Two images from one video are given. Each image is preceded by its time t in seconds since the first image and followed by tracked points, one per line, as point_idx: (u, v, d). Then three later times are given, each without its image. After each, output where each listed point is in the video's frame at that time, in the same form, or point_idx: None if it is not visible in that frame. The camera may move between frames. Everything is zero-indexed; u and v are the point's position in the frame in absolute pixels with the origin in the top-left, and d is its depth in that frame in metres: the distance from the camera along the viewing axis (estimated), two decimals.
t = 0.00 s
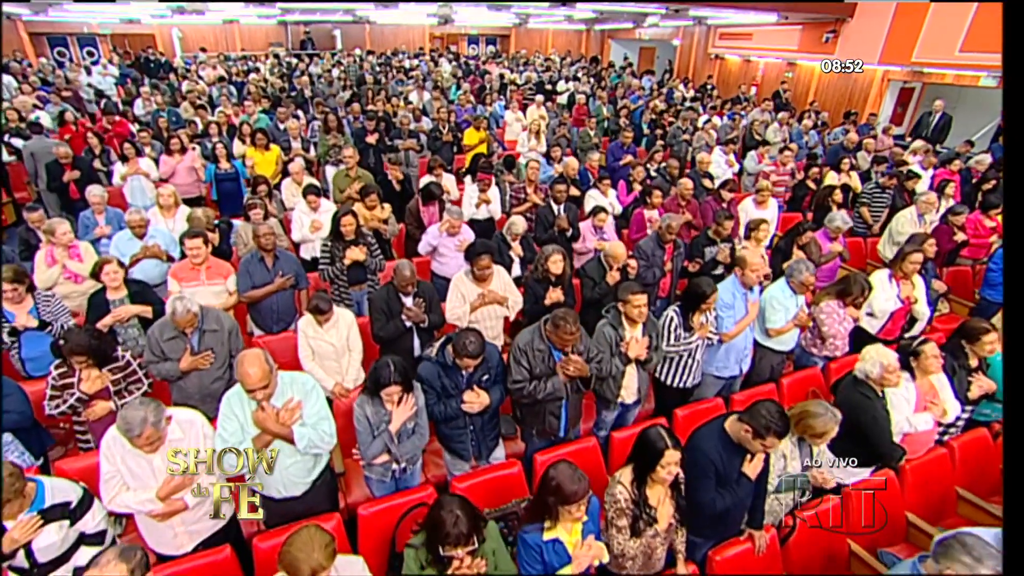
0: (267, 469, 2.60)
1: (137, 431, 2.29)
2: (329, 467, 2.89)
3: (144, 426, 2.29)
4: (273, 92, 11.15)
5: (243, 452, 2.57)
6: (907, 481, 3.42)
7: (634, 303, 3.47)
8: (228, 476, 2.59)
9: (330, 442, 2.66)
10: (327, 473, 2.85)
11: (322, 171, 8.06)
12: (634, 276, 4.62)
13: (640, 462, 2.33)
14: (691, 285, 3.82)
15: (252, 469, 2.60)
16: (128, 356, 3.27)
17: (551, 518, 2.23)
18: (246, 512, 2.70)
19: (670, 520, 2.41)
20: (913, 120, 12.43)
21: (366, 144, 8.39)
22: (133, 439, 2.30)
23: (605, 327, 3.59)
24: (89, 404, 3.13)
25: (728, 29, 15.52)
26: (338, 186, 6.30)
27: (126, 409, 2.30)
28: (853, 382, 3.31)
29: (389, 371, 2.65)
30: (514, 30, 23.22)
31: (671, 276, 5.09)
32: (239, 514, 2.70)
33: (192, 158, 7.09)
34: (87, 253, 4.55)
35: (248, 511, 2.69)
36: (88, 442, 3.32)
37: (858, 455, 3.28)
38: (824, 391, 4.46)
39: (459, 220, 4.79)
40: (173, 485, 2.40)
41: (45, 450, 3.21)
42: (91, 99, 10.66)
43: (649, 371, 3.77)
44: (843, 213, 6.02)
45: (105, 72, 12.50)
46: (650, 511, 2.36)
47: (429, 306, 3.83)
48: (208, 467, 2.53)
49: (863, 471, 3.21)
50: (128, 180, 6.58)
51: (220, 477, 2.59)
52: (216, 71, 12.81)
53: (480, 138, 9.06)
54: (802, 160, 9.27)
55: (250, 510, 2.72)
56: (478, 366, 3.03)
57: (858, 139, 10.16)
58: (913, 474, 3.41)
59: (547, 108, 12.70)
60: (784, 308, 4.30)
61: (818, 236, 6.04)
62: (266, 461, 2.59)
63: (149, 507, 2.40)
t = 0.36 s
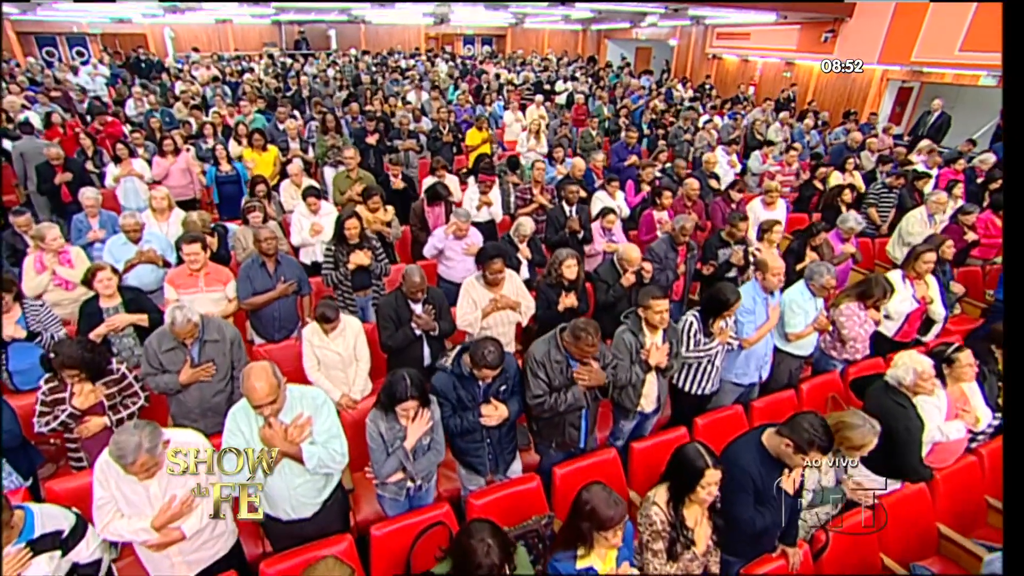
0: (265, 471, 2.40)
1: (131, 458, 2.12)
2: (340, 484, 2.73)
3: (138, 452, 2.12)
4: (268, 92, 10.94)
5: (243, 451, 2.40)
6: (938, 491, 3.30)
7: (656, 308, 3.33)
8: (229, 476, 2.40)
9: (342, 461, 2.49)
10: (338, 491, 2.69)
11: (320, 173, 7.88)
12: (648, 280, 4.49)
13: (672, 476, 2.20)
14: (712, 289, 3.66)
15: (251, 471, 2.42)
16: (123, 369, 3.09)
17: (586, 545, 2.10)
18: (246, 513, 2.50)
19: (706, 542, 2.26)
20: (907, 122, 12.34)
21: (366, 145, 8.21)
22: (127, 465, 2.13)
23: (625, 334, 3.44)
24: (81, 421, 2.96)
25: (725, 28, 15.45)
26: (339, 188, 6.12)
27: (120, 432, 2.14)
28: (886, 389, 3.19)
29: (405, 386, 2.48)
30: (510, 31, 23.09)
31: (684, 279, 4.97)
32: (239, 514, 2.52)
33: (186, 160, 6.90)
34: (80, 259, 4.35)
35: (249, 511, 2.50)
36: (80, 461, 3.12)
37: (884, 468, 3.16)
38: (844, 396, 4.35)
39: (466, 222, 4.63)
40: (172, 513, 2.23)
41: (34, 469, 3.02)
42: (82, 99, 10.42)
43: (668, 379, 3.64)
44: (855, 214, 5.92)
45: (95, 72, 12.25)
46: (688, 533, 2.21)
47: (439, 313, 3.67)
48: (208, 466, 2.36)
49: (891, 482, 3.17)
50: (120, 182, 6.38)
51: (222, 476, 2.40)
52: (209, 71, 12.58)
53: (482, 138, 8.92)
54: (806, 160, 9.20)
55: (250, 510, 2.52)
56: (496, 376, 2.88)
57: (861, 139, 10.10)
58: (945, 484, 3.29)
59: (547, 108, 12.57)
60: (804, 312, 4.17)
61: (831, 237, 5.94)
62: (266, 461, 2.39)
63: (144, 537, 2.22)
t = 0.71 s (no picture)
0: (267, 469, 2.19)
1: (132, 486, 1.96)
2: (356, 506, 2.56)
3: (140, 480, 1.96)
4: (263, 93, 10.73)
5: (244, 451, 2.22)
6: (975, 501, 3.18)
7: (681, 315, 3.19)
8: (229, 476, 2.22)
9: (360, 483, 2.31)
10: (353, 514, 2.52)
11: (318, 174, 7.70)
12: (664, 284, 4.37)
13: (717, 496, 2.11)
14: (736, 295, 3.53)
15: (250, 470, 2.22)
16: (119, 384, 2.91)
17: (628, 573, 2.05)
18: (247, 514, 2.22)
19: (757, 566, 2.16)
20: (904, 123, 12.12)
21: (365, 146, 8.03)
22: (128, 495, 1.97)
23: (648, 341, 3.30)
24: (74, 441, 2.77)
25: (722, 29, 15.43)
26: (340, 190, 5.95)
27: (119, 460, 1.99)
28: (920, 395, 3.08)
29: (427, 403, 2.32)
30: (505, 31, 22.98)
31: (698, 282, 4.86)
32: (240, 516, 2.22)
33: (180, 162, 6.69)
34: (71, 266, 4.14)
35: (248, 512, 2.21)
36: (73, 484, 2.90)
37: (918, 476, 2.95)
38: (865, 402, 4.24)
39: (476, 224, 4.48)
40: (177, 543, 2.06)
41: (23, 492, 2.80)
42: (70, 100, 10.14)
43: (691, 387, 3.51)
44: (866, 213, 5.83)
45: (83, 73, 11.94)
46: (736, 559, 2.12)
47: (452, 321, 3.50)
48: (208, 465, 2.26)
49: (928, 491, 2.97)
50: (112, 185, 6.16)
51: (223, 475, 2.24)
52: (201, 71, 12.34)
53: (484, 138, 8.77)
54: (809, 160, 9.15)
55: (251, 511, 2.22)
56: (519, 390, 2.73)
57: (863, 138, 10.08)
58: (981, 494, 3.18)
59: (546, 108, 12.46)
60: (826, 316, 4.05)
61: (843, 238, 5.88)
62: (268, 460, 2.19)
63: (146, 572, 2.06)
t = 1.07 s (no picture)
0: (267, 469, 2.07)
1: (137, 521, 1.82)
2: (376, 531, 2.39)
3: (145, 514, 1.82)
4: (257, 93, 10.51)
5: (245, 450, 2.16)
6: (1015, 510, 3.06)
7: (709, 320, 3.05)
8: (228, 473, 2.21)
9: (383, 508, 2.15)
10: (374, 540, 2.35)
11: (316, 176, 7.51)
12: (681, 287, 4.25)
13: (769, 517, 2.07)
14: (761, 299, 3.41)
15: (250, 470, 2.12)
16: (117, 400, 2.72)
17: None
18: (246, 513, 2.08)
19: None
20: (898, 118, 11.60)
21: (364, 146, 7.86)
22: (132, 530, 1.83)
23: (674, 347, 3.18)
24: (67, 463, 2.57)
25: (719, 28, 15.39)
26: (342, 192, 5.78)
27: (122, 494, 1.83)
28: (959, 405, 2.95)
29: (454, 421, 2.18)
30: (499, 31, 22.84)
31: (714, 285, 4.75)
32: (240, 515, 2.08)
33: (172, 163, 6.48)
34: (62, 273, 3.93)
35: (247, 512, 2.08)
36: (67, 508, 2.70)
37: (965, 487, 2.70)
38: (887, 406, 4.14)
39: (486, 226, 4.34)
40: None
41: (11, 520, 2.57)
42: (57, 100, 9.86)
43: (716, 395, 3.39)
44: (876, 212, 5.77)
45: (70, 73, 11.63)
46: None
47: (466, 328, 3.34)
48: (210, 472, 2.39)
49: (968, 499, 2.72)
50: (103, 188, 5.95)
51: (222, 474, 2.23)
52: (193, 71, 12.09)
53: (484, 138, 8.58)
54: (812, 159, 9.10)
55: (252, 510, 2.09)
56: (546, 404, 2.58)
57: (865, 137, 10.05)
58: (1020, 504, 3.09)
59: (544, 108, 12.33)
60: (848, 319, 3.94)
61: (855, 239, 5.81)
62: (268, 458, 2.08)
63: None
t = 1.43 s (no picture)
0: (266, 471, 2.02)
1: (144, 558, 1.82)
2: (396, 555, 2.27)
3: (152, 551, 1.83)
4: (250, 92, 10.28)
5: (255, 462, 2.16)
6: None
7: (735, 324, 2.95)
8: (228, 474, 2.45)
9: (412, 528, 2.03)
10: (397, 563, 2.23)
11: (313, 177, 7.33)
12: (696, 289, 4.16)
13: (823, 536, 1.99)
14: (784, 302, 3.31)
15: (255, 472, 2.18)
16: (116, 416, 2.57)
17: None
18: (246, 513, 2.19)
19: None
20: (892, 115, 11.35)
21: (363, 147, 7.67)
22: (137, 568, 1.83)
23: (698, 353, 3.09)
24: (63, 485, 2.41)
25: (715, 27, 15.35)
26: (343, 193, 5.63)
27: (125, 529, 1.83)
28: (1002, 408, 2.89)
29: (483, 437, 2.06)
30: (493, 31, 22.68)
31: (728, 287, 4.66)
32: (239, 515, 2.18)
33: (165, 164, 6.29)
34: (53, 280, 3.74)
35: (247, 510, 2.18)
36: (62, 532, 2.53)
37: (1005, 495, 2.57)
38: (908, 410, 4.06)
39: (496, 228, 4.21)
40: None
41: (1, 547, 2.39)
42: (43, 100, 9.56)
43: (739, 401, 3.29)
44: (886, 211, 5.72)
45: (57, 71, 11.31)
46: None
47: (482, 335, 3.22)
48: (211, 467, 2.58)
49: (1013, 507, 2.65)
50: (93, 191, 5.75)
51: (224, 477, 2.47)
52: (184, 71, 11.84)
53: (484, 138, 8.29)
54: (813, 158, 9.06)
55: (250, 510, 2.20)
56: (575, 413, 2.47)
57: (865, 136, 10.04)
58: None
59: (542, 108, 12.20)
60: (868, 321, 3.86)
61: (865, 238, 5.75)
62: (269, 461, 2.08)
63: None
